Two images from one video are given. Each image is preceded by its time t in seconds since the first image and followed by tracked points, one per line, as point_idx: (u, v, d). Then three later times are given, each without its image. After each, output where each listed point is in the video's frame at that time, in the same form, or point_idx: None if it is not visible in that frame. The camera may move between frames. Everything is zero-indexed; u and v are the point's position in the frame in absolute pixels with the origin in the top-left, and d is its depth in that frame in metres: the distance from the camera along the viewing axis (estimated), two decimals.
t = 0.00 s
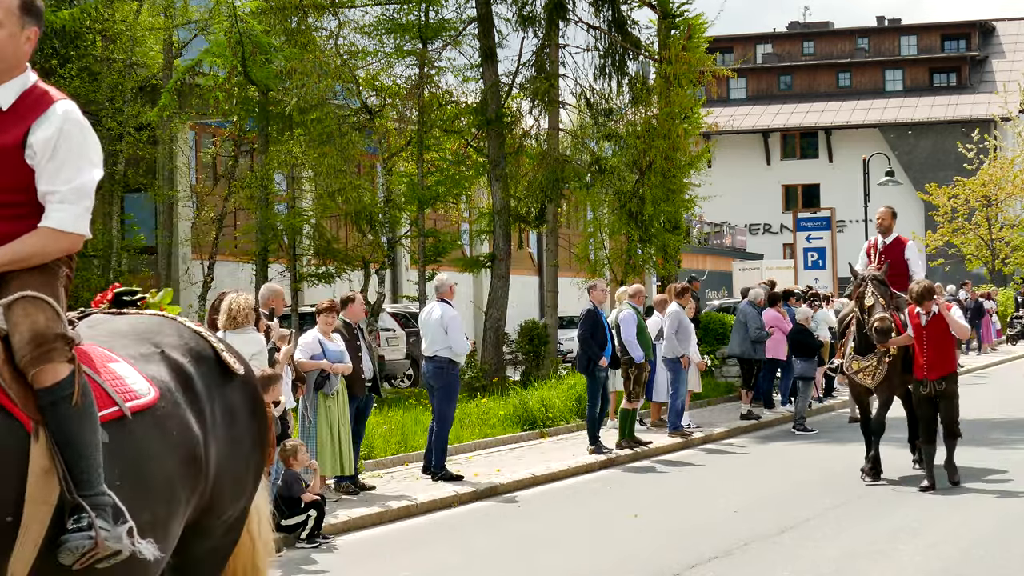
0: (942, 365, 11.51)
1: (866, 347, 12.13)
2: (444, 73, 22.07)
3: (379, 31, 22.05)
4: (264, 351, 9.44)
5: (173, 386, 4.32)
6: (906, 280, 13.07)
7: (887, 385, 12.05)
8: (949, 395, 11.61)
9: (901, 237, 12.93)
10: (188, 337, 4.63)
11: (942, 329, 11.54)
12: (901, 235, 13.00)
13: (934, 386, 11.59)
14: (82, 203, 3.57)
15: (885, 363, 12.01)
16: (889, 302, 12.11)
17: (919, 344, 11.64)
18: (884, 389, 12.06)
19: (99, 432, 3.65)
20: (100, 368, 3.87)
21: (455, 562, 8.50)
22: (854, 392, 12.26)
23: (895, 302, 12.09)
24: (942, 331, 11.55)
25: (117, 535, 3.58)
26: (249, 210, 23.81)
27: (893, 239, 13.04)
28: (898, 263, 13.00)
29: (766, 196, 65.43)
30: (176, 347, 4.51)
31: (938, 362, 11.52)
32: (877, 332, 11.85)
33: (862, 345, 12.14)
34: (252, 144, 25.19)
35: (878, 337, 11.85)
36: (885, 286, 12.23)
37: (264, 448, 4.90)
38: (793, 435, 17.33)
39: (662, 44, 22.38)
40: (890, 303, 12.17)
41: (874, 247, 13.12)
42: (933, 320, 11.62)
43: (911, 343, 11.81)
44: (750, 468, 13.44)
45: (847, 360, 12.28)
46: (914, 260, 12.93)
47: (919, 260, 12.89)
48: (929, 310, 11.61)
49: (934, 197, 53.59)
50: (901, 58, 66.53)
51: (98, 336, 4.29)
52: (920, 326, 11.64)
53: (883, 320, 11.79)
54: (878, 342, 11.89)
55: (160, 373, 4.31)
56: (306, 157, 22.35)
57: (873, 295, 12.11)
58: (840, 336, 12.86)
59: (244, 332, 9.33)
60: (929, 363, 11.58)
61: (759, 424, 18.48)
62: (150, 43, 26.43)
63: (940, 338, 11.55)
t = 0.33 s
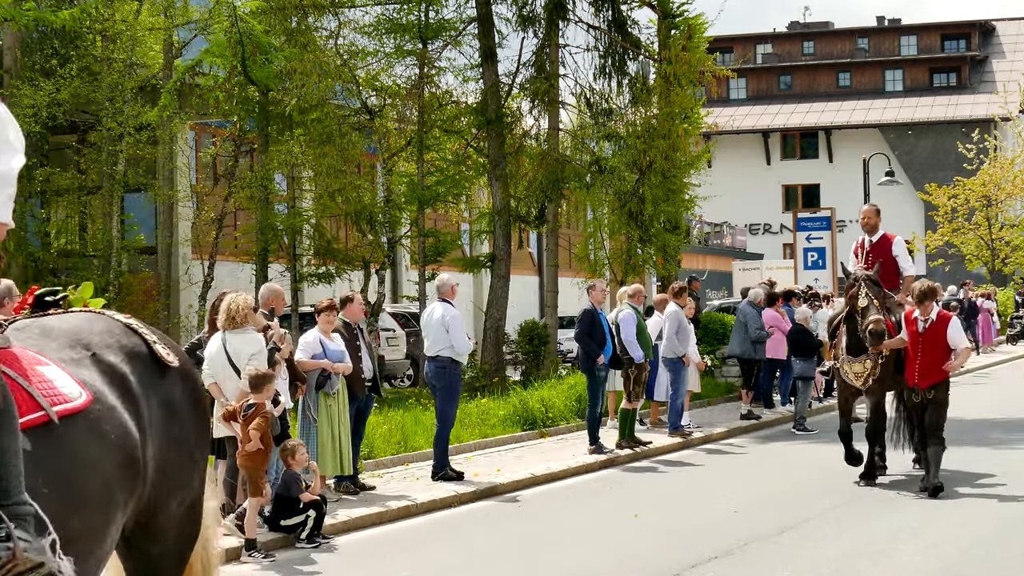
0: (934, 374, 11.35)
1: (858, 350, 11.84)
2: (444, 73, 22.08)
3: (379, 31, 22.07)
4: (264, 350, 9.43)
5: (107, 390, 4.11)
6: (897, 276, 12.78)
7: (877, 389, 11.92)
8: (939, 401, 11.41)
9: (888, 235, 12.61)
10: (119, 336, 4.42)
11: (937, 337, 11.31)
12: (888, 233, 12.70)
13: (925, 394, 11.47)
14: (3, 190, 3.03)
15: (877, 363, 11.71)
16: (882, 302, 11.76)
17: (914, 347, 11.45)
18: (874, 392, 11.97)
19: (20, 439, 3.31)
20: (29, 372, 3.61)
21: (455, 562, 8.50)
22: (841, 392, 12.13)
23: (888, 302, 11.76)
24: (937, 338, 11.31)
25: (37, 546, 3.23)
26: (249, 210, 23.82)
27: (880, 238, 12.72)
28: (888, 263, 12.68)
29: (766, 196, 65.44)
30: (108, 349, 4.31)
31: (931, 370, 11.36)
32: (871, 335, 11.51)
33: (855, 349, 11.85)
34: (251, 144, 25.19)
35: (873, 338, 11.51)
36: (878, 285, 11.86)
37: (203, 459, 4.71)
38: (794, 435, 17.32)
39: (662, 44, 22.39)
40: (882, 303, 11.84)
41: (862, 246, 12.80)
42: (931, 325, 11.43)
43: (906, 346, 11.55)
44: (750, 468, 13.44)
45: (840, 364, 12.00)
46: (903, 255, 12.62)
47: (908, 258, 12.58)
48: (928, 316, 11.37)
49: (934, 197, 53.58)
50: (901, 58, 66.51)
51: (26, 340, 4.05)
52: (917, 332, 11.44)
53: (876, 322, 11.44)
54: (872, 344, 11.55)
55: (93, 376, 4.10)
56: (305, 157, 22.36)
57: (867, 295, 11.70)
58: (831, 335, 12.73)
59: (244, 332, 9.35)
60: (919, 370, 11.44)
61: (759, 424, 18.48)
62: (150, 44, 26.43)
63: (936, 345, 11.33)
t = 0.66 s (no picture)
0: (931, 369, 11.02)
1: (847, 347, 11.23)
2: (444, 73, 22.09)
3: (379, 30, 22.08)
4: (264, 351, 9.44)
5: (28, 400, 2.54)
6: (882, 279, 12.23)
7: (863, 387, 11.18)
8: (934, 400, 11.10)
9: (877, 236, 12.23)
10: (48, 338, 2.79)
11: (937, 330, 11.02)
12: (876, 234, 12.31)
13: (919, 389, 11.13)
14: None
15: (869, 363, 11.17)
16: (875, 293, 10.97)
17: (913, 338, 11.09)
18: (860, 390, 11.21)
19: None
20: None
21: (455, 563, 8.50)
22: (825, 391, 11.45)
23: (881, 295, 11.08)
24: (939, 329, 11.01)
25: None
26: (249, 209, 23.83)
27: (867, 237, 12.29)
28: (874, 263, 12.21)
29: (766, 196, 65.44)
30: (35, 354, 2.69)
31: (927, 365, 11.02)
32: (862, 323, 10.65)
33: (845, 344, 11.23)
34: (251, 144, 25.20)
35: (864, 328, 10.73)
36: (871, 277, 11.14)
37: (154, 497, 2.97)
38: (794, 435, 17.31)
39: (662, 44, 22.39)
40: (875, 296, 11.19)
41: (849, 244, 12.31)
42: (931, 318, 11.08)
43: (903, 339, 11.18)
44: (750, 468, 13.44)
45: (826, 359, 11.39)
46: (891, 257, 12.09)
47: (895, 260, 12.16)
48: (931, 308, 11.01)
49: (934, 197, 53.57)
50: (901, 58, 66.49)
51: None
52: (916, 324, 11.08)
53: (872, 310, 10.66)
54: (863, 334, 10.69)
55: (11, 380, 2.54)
56: (305, 156, 22.37)
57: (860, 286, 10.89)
58: (817, 336, 12.05)
59: (243, 332, 9.35)
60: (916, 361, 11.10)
61: (760, 424, 18.47)
62: (151, 44, 26.40)
63: (934, 340, 11.04)
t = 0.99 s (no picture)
0: (926, 377, 10.54)
1: (830, 347, 11.05)
2: (444, 73, 22.09)
3: (379, 31, 22.08)
4: (262, 350, 9.43)
5: None
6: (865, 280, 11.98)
7: (848, 391, 10.99)
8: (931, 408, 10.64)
9: (861, 236, 11.98)
10: None
11: (929, 337, 10.55)
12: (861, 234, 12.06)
13: (916, 397, 10.60)
14: None
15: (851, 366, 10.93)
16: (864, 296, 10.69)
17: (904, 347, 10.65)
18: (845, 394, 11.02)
19: None
20: None
21: (456, 563, 8.49)
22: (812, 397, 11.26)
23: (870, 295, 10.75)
24: (930, 335, 10.55)
25: None
26: (249, 209, 23.84)
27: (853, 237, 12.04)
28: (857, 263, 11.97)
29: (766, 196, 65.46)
30: None
31: (922, 372, 10.55)
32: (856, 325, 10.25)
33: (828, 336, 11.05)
34: (251, 144, 25.19)
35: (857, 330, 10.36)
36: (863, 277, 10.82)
37: None
38: (794, 435, 17.32)
39: (662, 44, 22.39)
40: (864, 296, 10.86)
41: (833, 244, 12.09)
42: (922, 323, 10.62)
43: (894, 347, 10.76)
44: (749, 468, 13.45)
45: (808, 363, 11.23)
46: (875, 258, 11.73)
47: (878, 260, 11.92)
48: (920, 313, 10.58)
49: (934, 197, 53.56)
50: (901, 58, 66.47)
51: None
52: (907, 331, 10.63)
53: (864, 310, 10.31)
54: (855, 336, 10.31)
55: None
56: (305, 156, 22.39)
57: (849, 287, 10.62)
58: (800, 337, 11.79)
59: (241, 332, 9.34)
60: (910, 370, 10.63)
61: (759, 424, 18.47)
62: (151, 44, 26.38)
63: (927, 346, 10.57)
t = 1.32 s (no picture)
0: (912, 374, 10.30)
1: (825, 345, 11.05)
2: (444, 74, 22.10)
3: (379, 31, 22.02)
4: (262, 350, 9.44)
5: None
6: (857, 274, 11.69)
7: (841, 393, 10.95)
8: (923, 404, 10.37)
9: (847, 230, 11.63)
10: None
11: (914, 331, 10.29)
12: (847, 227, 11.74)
13: (905, 395, 10.39)
14: None
15: (845, 364, 10.89)
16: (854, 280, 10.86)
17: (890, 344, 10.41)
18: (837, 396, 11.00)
19: None
20: None
21: (457, 563, 8.49)
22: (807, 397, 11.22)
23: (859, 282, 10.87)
24: (916, 328, 10.29)
25: None
26: (249, 209, 23.85)
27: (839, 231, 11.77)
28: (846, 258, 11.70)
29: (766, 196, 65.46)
30: None
31: (909, 369, 10.30)
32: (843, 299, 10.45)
33: (823, 340, 11.06)
34: (251, 144, 25.19)
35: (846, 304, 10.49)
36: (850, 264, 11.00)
37: None
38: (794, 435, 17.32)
39: (662, 44, 22.43)
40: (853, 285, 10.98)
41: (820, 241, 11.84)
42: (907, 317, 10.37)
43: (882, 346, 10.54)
44: (749, 468, 13.45)
45: (804, 363, 11.21)
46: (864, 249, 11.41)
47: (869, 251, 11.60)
48: (903, 308, 10.34)
49: (934, 197, 53.58)
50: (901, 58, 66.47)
51: None
52: (892, 326, 10.40)
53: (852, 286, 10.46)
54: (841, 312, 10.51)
55: None
56: (305, 156, 22.42)
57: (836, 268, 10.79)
58: (793, 338, 11.75)
59: (241, 332, 9.35)
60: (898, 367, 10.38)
61: (759, 424, 18.47)
62: (151, 44, 26.39)
63: (913, 341, 10.31)
